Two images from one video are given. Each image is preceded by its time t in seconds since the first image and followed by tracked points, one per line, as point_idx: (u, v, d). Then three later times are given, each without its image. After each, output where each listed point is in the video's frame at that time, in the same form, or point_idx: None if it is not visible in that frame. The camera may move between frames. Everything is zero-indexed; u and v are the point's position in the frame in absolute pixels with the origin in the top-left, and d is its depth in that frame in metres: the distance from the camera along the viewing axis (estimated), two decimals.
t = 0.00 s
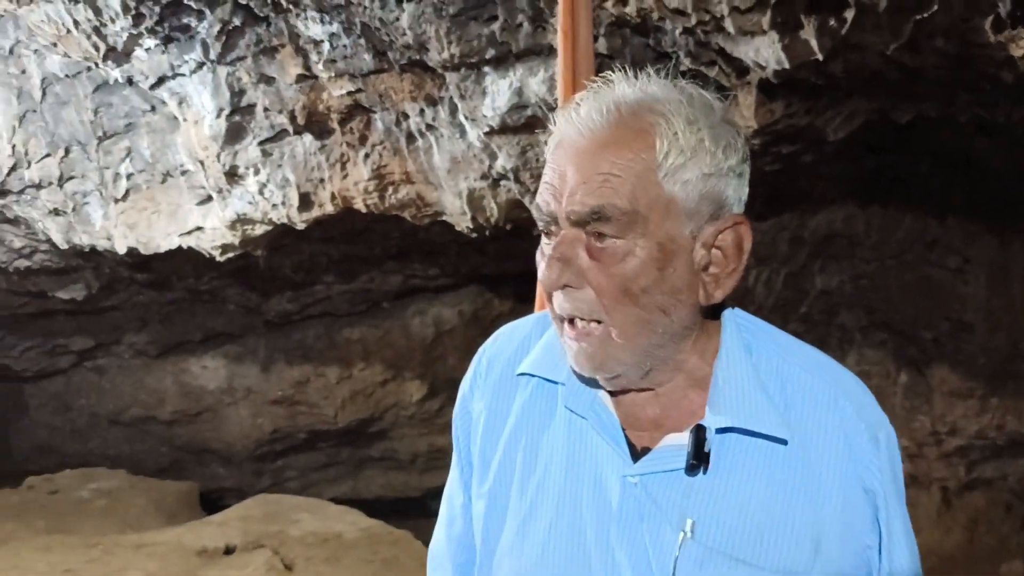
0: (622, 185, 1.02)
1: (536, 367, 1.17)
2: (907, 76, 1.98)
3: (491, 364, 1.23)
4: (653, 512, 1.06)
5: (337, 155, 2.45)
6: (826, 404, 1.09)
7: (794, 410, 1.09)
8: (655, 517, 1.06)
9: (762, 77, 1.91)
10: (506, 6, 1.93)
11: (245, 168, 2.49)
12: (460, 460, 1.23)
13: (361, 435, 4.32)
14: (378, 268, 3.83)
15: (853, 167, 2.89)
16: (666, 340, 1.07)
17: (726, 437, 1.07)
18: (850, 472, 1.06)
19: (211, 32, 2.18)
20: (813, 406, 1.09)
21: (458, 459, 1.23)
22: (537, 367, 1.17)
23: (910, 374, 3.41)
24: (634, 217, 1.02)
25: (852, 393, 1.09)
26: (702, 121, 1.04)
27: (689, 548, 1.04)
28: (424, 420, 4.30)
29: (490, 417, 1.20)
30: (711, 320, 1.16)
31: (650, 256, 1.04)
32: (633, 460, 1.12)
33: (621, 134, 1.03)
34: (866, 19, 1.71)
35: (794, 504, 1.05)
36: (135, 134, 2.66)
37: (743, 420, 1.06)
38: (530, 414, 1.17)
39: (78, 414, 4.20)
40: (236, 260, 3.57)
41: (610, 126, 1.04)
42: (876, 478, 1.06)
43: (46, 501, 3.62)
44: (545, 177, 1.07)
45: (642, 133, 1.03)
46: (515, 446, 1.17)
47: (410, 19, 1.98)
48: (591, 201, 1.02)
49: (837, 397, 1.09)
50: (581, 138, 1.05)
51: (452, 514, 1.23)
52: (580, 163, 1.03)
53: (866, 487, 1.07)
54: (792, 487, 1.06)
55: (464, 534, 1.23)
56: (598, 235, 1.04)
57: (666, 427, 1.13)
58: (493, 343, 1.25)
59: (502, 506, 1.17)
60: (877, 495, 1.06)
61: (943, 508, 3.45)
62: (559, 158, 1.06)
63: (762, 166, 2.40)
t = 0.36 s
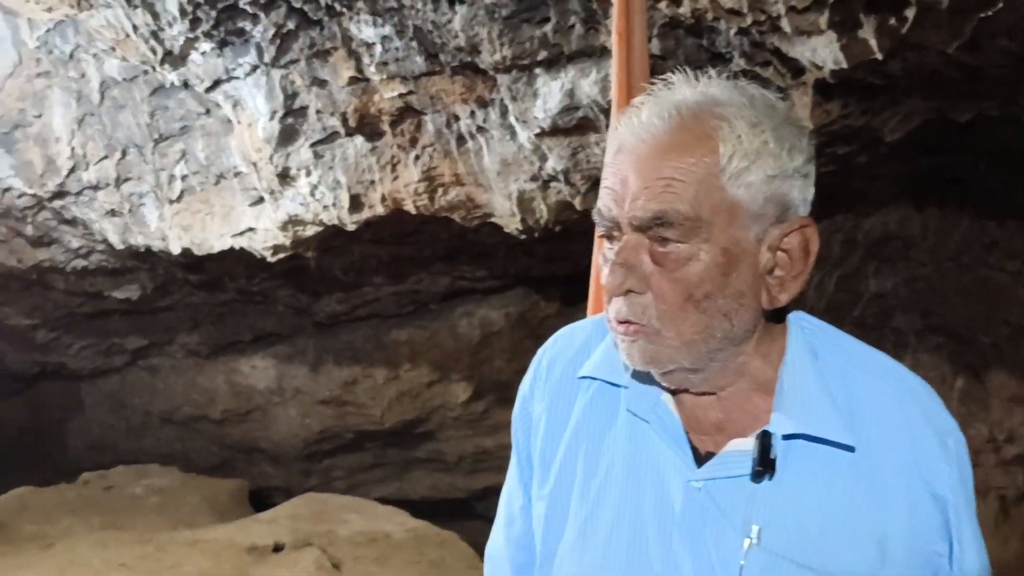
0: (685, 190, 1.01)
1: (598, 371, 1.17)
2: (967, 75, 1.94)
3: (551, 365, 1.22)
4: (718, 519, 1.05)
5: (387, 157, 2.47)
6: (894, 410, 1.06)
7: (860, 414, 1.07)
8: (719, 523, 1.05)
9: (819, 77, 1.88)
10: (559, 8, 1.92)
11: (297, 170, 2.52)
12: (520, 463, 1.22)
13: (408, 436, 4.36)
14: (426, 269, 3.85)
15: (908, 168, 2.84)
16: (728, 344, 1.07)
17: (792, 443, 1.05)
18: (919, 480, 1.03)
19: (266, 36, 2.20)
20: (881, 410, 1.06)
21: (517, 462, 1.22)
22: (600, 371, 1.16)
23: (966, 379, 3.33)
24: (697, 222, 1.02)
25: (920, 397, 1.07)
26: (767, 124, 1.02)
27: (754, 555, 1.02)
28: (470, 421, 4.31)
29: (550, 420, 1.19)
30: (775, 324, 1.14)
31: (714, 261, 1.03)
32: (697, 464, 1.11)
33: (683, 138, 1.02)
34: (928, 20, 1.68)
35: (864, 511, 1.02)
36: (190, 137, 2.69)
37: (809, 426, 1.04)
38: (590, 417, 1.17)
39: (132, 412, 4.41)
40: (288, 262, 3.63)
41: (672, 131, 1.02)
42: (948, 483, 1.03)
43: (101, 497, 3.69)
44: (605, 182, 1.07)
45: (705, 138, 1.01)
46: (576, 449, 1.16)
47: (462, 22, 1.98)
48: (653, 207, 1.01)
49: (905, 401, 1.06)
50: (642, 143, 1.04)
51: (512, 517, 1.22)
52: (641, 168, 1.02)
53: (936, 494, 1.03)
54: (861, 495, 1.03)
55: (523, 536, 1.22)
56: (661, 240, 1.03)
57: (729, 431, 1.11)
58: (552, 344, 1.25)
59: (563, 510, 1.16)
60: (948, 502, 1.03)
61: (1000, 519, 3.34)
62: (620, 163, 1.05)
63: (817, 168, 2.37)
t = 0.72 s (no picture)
0: (761, 190, 1.00)
1: (668, 373, 1.14)
2: None
3: (619, 368, 1.20)
4: (791, 524, 0.99)
5: (444, 157, 2.49)
6: (975, 412, 0.99)
7: (939, 417, 1.01)
8: (791, 528, 0.99)
9: (886, 76, 1.84)
10: (619, 7, 1.92)
11: (355, 170, 2.56)
12: (589, 465, 1.19)
13: (460, 435, 4.39)
14: (479, 269, 3.87)
15: (973, 168, 2.78)
16: (801, 347, 1.04)
17: (867, 447, 1.00)
18: (1002, 484, 0.96)
19: (327, 37, 2.22)
20: (960, 412, 1.00)
21: (584, 462, 1.19)
22: (669, 374, 1.14)
23: None
24: (773, 222, 1.00)
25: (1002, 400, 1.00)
26: (845, 125, 1.01)
27: (829, 561, 0.96)
28: (522, 421, 4.32)
29: (618, 423, 1.16)
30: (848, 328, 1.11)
31: (790, 263, 1.01)
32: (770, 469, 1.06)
33: (760, 138, 1.01)
34: (1002, 16, 1.64)
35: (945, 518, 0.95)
36: (250, 137, 2.75)
37: (885, 429, 0.99)
38: (660, 420, 1.13)
39: (191, 406, 4.54)
40: (345, 261, 3.70)
41: (748, 131, 1.02)
42: None
43: (161, 489, 3.77)
44: (680, 184, 1.07)
45: (783, 138, 1.00)
46: (644, 452, 1.12)
47: (522, 23, 1.98)
48: (728, 207, 1.01)
49: (986, 403, 1.00)
50: (718, 144, 1.03)
51: (578, 518, 1.18)
52: (717, 168, 1.02)
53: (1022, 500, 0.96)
54: (938, 497, 0.96)
55: (591, 538, 1.17)
56: (736, 240, 1.02)
57: (803, 436, 1.07)
58: (619, 347, 1.22)
59: (629, 514, 1.11)
60: None
61: None
62: (695, 164, 1.05)
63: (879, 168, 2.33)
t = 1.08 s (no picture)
0: (863, 174, 0.98)
1: (760, 373, 1.13)
2: None
3: (709, 366, 1.18)
4: (883, 527, 0.97)
5: (513, 157, 2.51)
6: None
7: None
8: (884, 531, 0.97)
9: (974, 72, 1.79)
10: (693, 5, 1.90)
11: (424, 170, 2.59)
12: (673, 461, 1.18)
13: (523, 434, 4.39)
14: (543, 267, 3.88)
15: None
16: (898, 343, 1.00)
17: (966, 450, 0.96)
18: None
19: (398, 38, 2.24)
20: None
21: (671, 459, 1.18)
22: (762, 373, 1.12)
23: None
24: (875, 208, 0.98)
25: None
26: (958, 116, 0.98)
27: (922, 566, 0.94)
28: (585, 421, 4.30)
29: (706, 421, 1.15)
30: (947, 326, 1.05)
31: (890, 252, 0.98)
32: (862, 470, 1.02)
33: (867, 124, 1.00)
34: None
35: None
36: (321, 137, 2.80)
37: (987, 431, 0.95)
38: (749, 418, 1.11)
39: (260, 401, 4.65)
40: (412, 260, 3.75)
41: (856, 118, 1.01)
42: None
43: (231, 482, 3.86)
44: (783, 168, 1.07)
45: (893, 124, 0.99)
46: (731, 450, 1.10)
47: (594, 22, 1.98)
48: (829, 190, 1.00)
49: None
50: (824, 129, 1.03)
51: (664, 516, 1.17)
52: (820, 152, 1.02)
53: None
54: None
55: (677, 537, 1.17)
56: (836, 226, 1.00)
57: (896, 438, 1.03)
58: (710, 345, 1.21)
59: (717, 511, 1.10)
60: None
61: None
62: (799, 148, 1.05)
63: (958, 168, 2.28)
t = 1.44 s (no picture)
0: (980, 167, 0.99)
1: (858, 374, 1.16)
2: None
3: (809, 367, 1.22)
4: (982, 529, 0.98)
5: (584, 157, 2.50)
6: None
7: None
8: (983, 534, 0.98)
9: None
10: (771, 2, 1.88)
11: (495, 170, 2.60)
12: (770, 461, 1.23)
13: (587, 435, 4.37)
14: (609, 268, 3.88)
15: None
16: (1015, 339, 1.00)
17: None
18: None
19: (471, 39, 2.25)
20: None
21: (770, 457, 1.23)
22: (860, 375, 1.15)
23: None
24: (991, 201, 0.99)
25: None
26: None
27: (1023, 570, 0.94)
28: (650, 422, 4.27)
29: (804, 421, 1.19)
30: None
31: (1008, 246, 0.99)
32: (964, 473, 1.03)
33: (982, 116, 1.01)
34: None
35: None
36: (392, 138, 2.84)
37: None
38: (847, 420, 1.14)
39: (327, 399, 4.72)
40: (478, 260, 3.77)
41: (970, 110, 1.02)
42: None
43: (300, 477, 3.92)
44: (893, 162, 1.09)
45: (1008, 118, 1.00)
46: (829, 449, 1.14)
47: (669, 19, 1.97)
48: (943, 183, 1.02)
49: None
50: (936, 122, 1.04)
51: (762, 512, 1.23)
52: (933, 145, 1.03)
53: None
54: None
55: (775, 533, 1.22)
56: (950, 221, 1.02)
57: (1002, 441, 1.02)
58: (811, 347, 1.24)
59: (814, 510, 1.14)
60: None
61: None
62: (910, 142, 1.07)
63: None
